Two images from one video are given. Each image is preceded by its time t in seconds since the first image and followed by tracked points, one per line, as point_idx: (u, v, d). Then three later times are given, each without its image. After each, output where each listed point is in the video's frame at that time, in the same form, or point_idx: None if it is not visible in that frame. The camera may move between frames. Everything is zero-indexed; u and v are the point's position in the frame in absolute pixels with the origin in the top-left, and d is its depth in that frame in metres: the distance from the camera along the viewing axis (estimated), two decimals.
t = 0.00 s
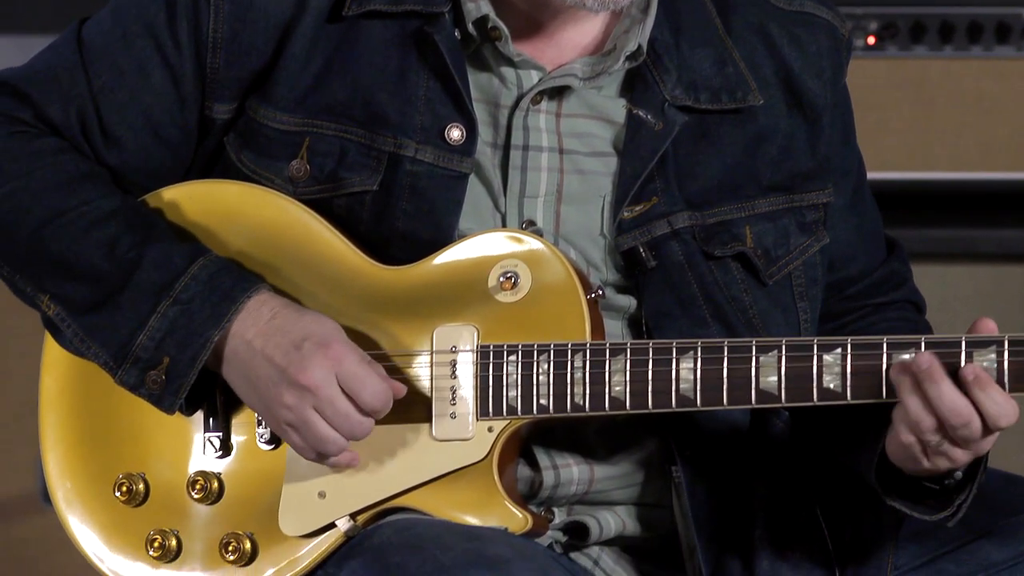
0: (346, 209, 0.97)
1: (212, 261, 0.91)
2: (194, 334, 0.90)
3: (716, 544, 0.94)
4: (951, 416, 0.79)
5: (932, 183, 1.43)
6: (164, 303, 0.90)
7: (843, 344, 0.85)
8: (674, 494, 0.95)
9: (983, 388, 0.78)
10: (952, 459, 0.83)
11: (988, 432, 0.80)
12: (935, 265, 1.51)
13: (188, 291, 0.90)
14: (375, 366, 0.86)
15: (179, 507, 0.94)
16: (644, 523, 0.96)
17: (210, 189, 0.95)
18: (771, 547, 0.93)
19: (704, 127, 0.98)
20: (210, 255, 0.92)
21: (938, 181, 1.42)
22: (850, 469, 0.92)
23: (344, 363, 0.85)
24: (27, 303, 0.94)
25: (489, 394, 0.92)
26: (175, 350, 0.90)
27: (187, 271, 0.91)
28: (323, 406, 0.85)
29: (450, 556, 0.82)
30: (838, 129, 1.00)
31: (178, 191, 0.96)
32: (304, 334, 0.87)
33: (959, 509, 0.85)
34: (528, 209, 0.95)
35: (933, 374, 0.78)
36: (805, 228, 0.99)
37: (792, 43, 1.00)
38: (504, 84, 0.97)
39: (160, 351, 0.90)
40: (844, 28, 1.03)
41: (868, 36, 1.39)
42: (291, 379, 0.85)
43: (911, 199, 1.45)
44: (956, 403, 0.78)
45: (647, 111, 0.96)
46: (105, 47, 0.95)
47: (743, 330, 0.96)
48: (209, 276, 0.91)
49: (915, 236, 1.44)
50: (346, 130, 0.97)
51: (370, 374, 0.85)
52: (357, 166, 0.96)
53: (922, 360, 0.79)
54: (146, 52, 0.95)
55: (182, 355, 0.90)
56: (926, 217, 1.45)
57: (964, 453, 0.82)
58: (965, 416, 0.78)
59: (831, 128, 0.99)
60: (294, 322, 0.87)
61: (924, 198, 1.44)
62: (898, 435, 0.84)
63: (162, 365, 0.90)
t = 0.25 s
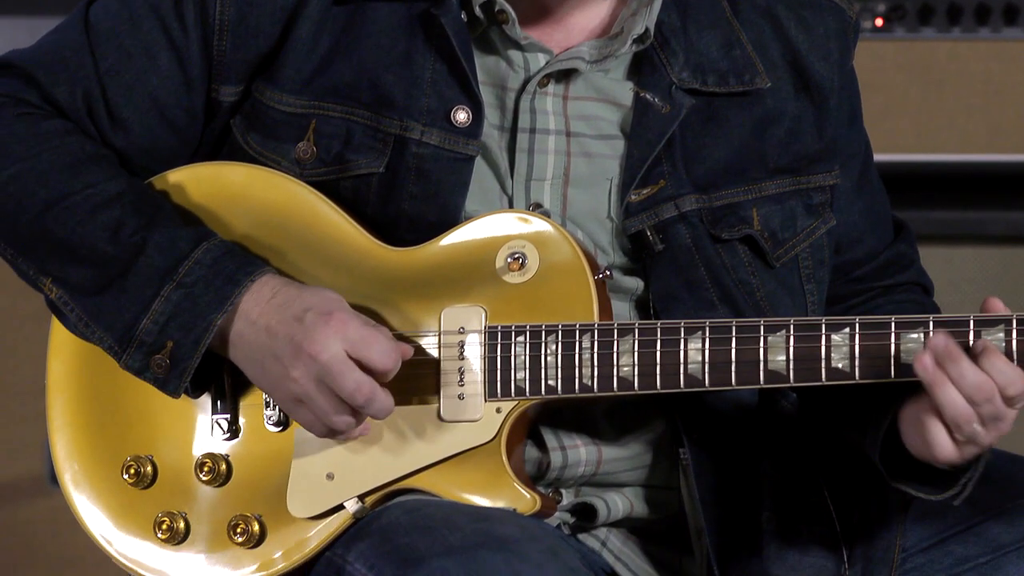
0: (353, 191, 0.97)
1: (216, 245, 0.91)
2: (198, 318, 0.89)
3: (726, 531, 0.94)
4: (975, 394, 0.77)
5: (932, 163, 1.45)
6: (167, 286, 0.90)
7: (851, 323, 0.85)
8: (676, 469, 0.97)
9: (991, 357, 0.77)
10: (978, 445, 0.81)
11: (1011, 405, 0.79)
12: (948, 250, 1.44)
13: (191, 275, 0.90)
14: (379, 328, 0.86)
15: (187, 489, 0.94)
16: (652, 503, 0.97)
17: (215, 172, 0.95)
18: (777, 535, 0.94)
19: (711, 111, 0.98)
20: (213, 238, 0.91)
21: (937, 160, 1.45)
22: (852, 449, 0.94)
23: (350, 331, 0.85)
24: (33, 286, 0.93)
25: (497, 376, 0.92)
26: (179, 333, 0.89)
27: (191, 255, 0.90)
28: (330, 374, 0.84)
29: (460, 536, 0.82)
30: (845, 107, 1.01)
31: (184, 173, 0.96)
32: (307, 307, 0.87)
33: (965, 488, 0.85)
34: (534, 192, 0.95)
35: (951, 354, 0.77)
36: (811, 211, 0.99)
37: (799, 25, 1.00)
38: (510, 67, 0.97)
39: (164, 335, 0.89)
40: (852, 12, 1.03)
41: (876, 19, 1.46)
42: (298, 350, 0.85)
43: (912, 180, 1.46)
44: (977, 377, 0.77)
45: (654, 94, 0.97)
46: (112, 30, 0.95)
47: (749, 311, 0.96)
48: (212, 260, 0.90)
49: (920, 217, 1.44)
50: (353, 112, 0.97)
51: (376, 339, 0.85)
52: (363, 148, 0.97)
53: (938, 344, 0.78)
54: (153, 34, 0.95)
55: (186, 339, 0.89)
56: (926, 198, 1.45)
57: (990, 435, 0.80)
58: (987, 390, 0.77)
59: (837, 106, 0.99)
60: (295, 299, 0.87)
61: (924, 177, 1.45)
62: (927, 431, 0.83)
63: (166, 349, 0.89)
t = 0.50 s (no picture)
0: (363, 173, 0.98)
1: (222, 229, 0.91)
2: (206, 302, 0.89)
3: (728, 514, 0.96)
4: (974, 381, 0.77)
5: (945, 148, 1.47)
6: (175, 270, 0.89)
7: (859, 314, 0.83)
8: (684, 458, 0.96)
9: (999, 348, 0.76)
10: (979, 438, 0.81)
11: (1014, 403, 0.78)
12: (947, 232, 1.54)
13: (197, 260, 0.89)
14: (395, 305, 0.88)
15: (194, 472, 0.94)
16: (658, 488, 0.98)
17: (225, 155, 0.95)
18: (783, 525, 0.94)
19: (720, 95, 0.98)
20: (220, 222, 0.91)
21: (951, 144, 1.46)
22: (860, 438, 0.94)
23: (372, 307, 0.86)
24: (40, 268, 0.93)
25: (504, 361, 0.91)
26: (186, 317, 0.89)
27: (198, 238, 0.90)
28: (356, 350, 0.85)
29: (466, 521, 0.82)
30: (855, 88, 1.02)
31: (193, 155, 0.96)
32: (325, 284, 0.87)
33: (979, 484, 0.82)
34: (542, 176, 0.95)
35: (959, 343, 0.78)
36: (819, 196, 0.99)
37: (807, 11, 1.00)
38: (519, 51, 0.97)
39: (171, 318, 0.89)
40: None
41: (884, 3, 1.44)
42: (320, 329, 0.85)
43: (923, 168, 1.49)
44: (982, 367, 0.77)
45: (662, 79, 0.96)
46: (119, 13, 0.95)
47: (758, 300, 0.95)
48: (217, 244, 0.90)
49: (935, 202, 1.50)
50: (361, 96, 0.98)
51: (398, 314, 0.86)
52: (373, 131, 0.97)
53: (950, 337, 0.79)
54: (160, 17, 0.95)
55: (193, 321, 0.89)
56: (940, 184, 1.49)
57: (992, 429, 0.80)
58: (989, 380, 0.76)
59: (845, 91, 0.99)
60: (309, 277, 0.88)
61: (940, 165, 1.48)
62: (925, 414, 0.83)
63: (173, 333, 0.89)
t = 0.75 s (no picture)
0: (371, 160, 0.97)
1: (233, 212, 0.90)
2: (217, 285, 0.88)
3: (733, 500, 0.95)
4: (969, 362, 0.77)
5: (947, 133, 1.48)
6: (185, 254, 0.89)
7: (867, 305, 0.83)
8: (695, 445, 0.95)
9: (1005, 338, 0.76)
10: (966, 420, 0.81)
11: (1006, 386, 0.78)
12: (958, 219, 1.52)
13: (209, 243, 0.89)
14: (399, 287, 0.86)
15: (200, 457, 0.94)
16: (663, 474, 0.97)
17: (230, 141, 0.95)
18: (789, 510, 0.94)
19: (728, 81, 0.97)
20: (229, 206, 0.91)
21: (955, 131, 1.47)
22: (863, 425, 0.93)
23: (373, 290, 0.84)
24: (51, 253, 0.93)
25: (513, 348, 0.91)
26: (197, 301, 0.89)
27: (208, 222, 0.89)
28: (357, 333, 0.84)
29: (472, 508, 0.82)
30: (861, 75, 1.02)
31: (199, 141, 0.96)
32: (328, 266, 0.86)
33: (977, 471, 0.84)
34: (550, 162, 0.95)
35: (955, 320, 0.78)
36: (826, 181, 0.99)
37: None
38: (527, 36, 0.97)
39: (182, 302, 0.89)
40: None
41: None
42: (321, 311, 0.84)
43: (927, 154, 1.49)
44: (974, 346, 0.77)
45: (670, 64, 0.96)
46: None
47: (766, 286, 0.95)
48: (229, 227, 0.89)
49: (944, 189, 1.49)
50: (369, 81, 0.97)
51: (399, 298, 0.85)
52: (381, 116, 0.97)
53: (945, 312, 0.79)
54: (169, 3, 0.95)
55: (204, 306, 0.88)
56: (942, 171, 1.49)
57: (982, 412, 0.80)
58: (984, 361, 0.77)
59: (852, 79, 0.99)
60: (313, 260, 0.87)
61: (941, 153, 1.48)
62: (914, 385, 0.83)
63: (184, 316, 0.89)
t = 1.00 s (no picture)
0: (371, 149, 0.98)
1: (232, 202, 0.90)
2: (213, 277, 0.88)
3: (735, 487, 0.95)
4: (966, 347, 0.77)
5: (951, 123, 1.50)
6: (183, 243, 0.89)
7: (868, 288, 0.83)
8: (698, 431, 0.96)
9: (1005, 321, 0.76)
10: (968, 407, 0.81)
11: (1006, 369, 0.78)
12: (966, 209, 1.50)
13: (207, 233, 0.89)
14: (386, 281, 0.85)
15: (204, 449, 0.94)
16: (668, 464, 0.98)
17: (231, 130, 0.95)
18: (790, 495, 0.94)
19: (732, 72, 0.98)
20: (229, 197, 0.91)
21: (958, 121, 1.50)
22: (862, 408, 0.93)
23: (354, 287, 0.82)
24: (53, 246, 0.93)
25: (513, 338, 0.91)
26: (196, 291, 0.89)
27: (206, 212, 0.90)
28: (341, 332, 0.83)
29: (475, 496, 0.82)
30: (867, 68, 1.02)
31: (200, 132, 0.96)
32: (313, 263, 0.84)
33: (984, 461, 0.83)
34: (553, 150, 0.96)
35: (953, 305, 0.78)
36: (832, 173, 0.99)
37: None
38: (530, 25, 0.97)
39: (179, 293, 0.89)
40: None
41: None
42: (306, 310, 0.83)
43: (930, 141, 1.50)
44: (971, 330, 0.77)
45: (674, 55, 0.96)
46: None
47: (768, 275, 0.96)
48: (227, 217, 0.89)
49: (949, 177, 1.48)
50: (370, 70, 0.98)
51: (382, 291, 0.83)
52: (382, 106, 0.97)
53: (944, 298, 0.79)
54: None
55: (201, 296, 0.88)
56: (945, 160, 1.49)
57: (984, 397, 0.80)
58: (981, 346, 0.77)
59: (858, 70, 0.99)
60: (304, 255, 0.86)
61: (944, 141, 1.50)
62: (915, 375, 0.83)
63: (181, 307, 0.89)
